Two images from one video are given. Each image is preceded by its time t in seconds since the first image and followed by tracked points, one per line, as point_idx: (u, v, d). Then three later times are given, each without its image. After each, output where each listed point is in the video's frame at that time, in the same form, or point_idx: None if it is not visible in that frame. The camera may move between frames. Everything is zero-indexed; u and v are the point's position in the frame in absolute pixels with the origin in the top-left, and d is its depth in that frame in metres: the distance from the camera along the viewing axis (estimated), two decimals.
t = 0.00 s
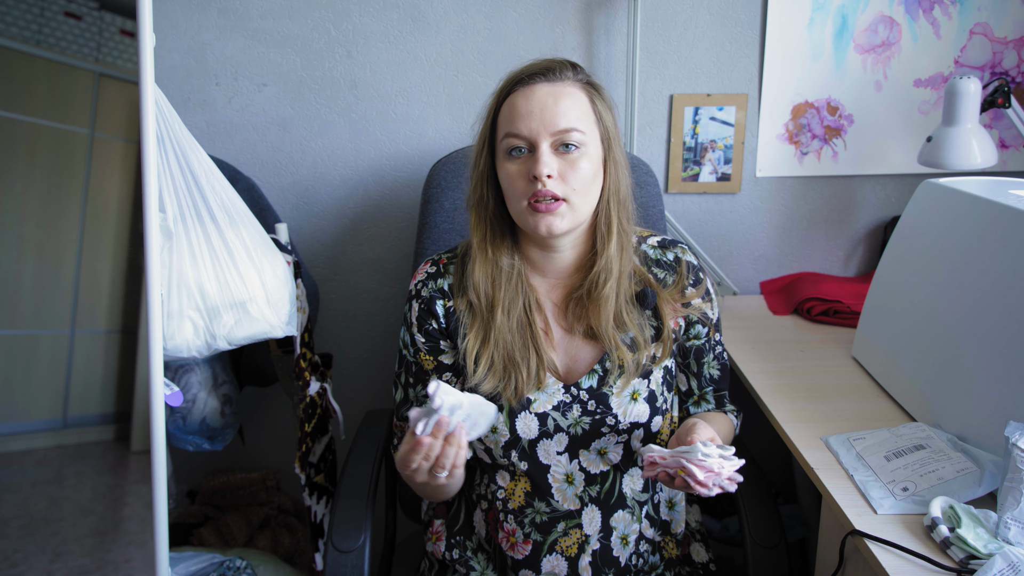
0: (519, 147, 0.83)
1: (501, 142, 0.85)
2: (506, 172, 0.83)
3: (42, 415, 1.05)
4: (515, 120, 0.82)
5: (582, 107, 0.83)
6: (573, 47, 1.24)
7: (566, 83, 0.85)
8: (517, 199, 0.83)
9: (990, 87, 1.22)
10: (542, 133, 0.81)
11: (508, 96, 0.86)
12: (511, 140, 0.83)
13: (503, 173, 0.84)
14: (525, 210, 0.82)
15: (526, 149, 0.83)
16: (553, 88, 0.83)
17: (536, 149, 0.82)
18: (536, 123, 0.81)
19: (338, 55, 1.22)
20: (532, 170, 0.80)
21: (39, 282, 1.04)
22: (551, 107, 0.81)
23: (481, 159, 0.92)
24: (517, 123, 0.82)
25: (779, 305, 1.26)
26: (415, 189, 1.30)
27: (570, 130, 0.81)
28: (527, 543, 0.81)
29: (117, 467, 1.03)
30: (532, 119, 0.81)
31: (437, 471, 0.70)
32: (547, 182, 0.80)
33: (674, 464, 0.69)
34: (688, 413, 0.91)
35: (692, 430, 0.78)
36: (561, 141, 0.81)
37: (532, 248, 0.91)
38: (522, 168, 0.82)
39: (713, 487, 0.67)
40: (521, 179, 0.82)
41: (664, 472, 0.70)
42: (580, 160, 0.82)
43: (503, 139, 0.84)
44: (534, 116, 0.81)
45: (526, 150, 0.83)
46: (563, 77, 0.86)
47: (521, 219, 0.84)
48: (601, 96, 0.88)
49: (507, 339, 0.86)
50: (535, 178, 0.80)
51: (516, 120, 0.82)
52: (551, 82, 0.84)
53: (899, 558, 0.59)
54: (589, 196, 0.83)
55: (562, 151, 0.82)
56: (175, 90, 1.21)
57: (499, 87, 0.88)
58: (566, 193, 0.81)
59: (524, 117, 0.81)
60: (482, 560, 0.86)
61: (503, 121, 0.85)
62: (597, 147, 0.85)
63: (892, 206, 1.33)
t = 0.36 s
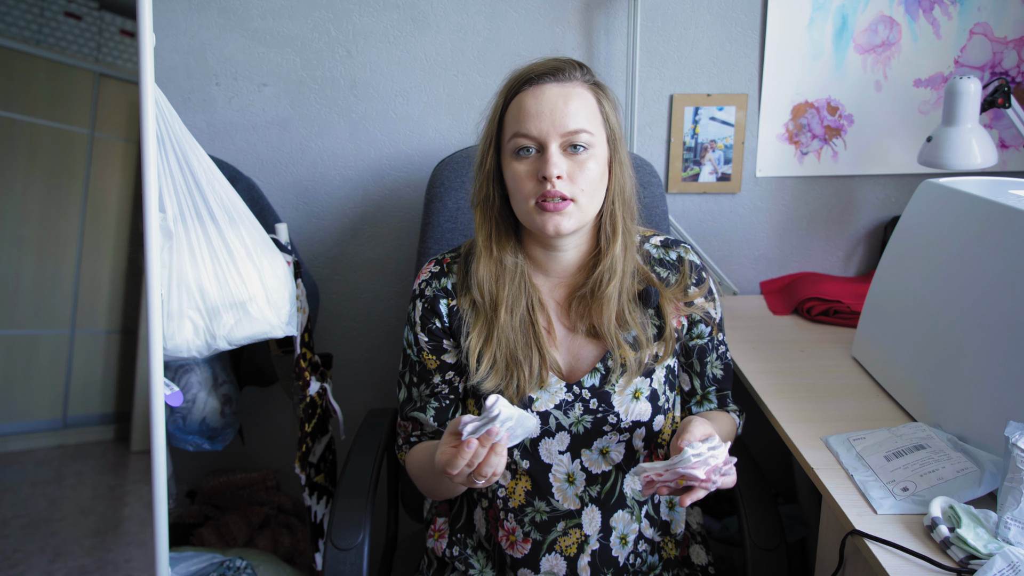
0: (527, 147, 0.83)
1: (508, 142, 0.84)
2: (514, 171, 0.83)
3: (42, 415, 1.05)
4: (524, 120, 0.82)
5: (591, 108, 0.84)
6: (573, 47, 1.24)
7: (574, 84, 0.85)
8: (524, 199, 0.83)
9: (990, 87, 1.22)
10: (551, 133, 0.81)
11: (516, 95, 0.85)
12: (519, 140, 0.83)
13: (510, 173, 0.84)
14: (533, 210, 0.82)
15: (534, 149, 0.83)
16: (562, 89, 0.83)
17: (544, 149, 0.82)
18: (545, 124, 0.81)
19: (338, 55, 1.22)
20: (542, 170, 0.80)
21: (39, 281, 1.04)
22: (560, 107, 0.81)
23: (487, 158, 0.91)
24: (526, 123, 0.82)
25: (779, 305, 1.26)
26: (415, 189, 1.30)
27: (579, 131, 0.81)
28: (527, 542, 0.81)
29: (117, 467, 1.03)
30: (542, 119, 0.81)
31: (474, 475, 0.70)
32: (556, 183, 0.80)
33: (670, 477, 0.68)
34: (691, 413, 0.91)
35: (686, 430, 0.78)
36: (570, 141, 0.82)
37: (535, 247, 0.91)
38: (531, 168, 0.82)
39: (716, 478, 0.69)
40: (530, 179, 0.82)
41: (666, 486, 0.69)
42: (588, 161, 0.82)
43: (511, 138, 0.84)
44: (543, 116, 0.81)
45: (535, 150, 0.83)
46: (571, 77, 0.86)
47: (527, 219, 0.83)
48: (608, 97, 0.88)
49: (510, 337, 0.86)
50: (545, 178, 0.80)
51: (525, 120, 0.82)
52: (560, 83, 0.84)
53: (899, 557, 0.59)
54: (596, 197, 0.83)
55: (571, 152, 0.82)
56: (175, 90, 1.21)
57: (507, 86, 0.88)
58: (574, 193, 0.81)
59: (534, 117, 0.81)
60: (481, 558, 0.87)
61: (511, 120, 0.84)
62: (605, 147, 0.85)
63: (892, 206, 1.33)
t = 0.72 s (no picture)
0: (531, 147, 0.83)
1: (511, 141, 0.84)
2: (517, 171, 0.83)
3: (42, 415, 1.05)
4: (528, 120, 0.82)
5: (594, 108, 0.84)
6: (573, 47, 1.24)
7: (578, 84, 0.85)
8: (527, 198, 0.83)
9: (990, 87, 1.22)
10: (555, 133, 0.81)
11: (521, 94, 0.85)
12: (523, 140, 0.83)
13: (513, 172, 0.84)
14: (536, 210, 0.82)
15: (538, 149, 0.83)
16: (566, 89, 0.83)
17: (548, 149, 0.82)
18: (550, 124, 0.81)
19: (338, 55, 1.22)
20: (546, 171, 0.80)
21: (39, 281, 1.04)
22: (565, 107, 0.81)
23: (490, 157, 0.91)
24: (530, 122, 0.82)
25: (779, 305, 1.26)
26: (415, 189, 1.30)
27: (583, 131, 0.81)
28: (526, 542, 0.82)
29: (117, 467, 1.03)
30: (546, 119, 0.81)
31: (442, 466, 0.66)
32: (559, 183, 0.80)
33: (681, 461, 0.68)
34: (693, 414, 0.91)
35: (705, 427, 0.79)
36: (573, 141, 0.81)
37: (537, 246, 0.91)
38: (534, 168, 0.82)
39: (727, 481, 0.68)
40: (533, 179, 0.82)
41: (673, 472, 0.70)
42: (591, 162, 0.82)
43: (515, 137, 0.84)
44: (547, 116, 0.81)
45: (538, 150, 0.82)
46: (575, 77, 0.86)
47: (530, 219, 0.84)
48: (612, 97, 0.88)
49: (510, 337, 0.86)
50: (548, 179, 0.80)
51: (529, 120, 0.82)
52: (565, 82, 0.84)
53: (899, 557, 0.59)
54: (598, 197, 0.84)
55: (575, 152, 0.82)
56: (175, 90, 1.21)
57: (510, 85, 0.88)
58: (577, 193, 0.81)
59: (538, 117, 0.81)
60: (480, 557, 0.87)
61: (514, 119, 0.84)
62: (608, 148, 0.85)
63: (892, 206, 1.33)
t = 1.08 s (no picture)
0: (535, 144, 0.83)
1: (515, 137, 0.84)
2: (519, 167, 0.83)
3: (42, 415, 1.05)
4: (534, 117, 0.82)
5: (600, 109, 0.84)
6: (573, 47, 1.24)
7: (586, 84, 0.85)
8: (529, 195, 0.82)
9: (990, 87, 1.22)
10: (560, 131, 0.81)
11: (527, 91, 0.85)
12: (527, 136, 0.83)
13: (515, 168, 0.84)
14: (537, 207, 0.82)
15: (542, 146, 0.83)
16: (574, 88, 0.83)
17: (552, 147, 0.82)
18: (555, 122, 0.81)
19: (338, 55, 1.22)
20: (549, 168, 0.80)
21: (39, 281, 1.04)
22: (571, 107, 0.81)
23: (493, 152, 0.91)
24: (535, 119, 0.82)
25: (779, 305, 1.26)
26: (415, 189, 1.30)
27: (587, 131, 0.81)
28: (518, 541, 0.81)
29: (117, 467, 1.03)
30: (552, 117, 0.81)
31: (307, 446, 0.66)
32: (562, 182, 0.80)
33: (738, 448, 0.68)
34: (694, 415, 0.91)
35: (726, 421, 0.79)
36: (578, 140, 0.81)
37: (535, 244, 0.91)
38: (537, 165, 0.82)
39: (785, 451, 0.68)
40: (536, 176, 0.81)
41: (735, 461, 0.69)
42: (595, 162, 0.82)
43: (520, 134, 0.84)
44: (553, 115, 0.81)
45: (542, 147, 0.82)
46: (583, 77, 0.86)
47: (530, 216, 0.84)
48: (618, 99, 0.89)
49: (503, 333, 0.86)
50: (551, 176, 0.80)
51: (535, 116, 0.82)
52: (572, 82, 0.84)
53: (899, 557, 0.59)
54: (599, 198, 0.84)
55: (578, 151, 0.82)
56: (175, 90, 1.21)
57: (517, 81, 0.88)
58: (578, 193, 0.81)
59: (544, 114, 0.81)
60: (475, 556, 0.87)
61: (519, 116, 0.84)
62: (611, 149, 0.85)
63: (892, 206, 1.33)
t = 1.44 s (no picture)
0: (542, 143, 0.83)
1: (523, 134, 0.84)
2: (525, 164, 0.83)
3: (42, 415, 1.05)
4: (544, 115, 0.82)
5: (610, 114, 0.84)
6: (573, 47, 1.24)
7: (598, 88, 0.85)
8: (531, 193, 0.82)
9: (990, 87, 1.22)
10: (569, 133, 0.81)
11: (541, 89, 0.85)
12: (535, 134, 0.83)
13: (520, 164, 0.83)
14: (538, 206, 0.82)
15: (549, 145, 0.82)
16: (587, 91, 0.83)
17: (560, 147, 0.82)
18: (565, 122, 0.81)
19: (338, 55, 1.22)
20: (554, 169, 0.80)
21: (39, 281, 1.04)
22: (583, 109, 0.81)
23: (501, 146, 0.91)
24: (545, 118, 0.82)
25: (779, 305, 1.26)
26: (415, 189, 1.30)
27: (595, 135, 0.82)
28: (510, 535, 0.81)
29: (117, 467, 1.03)
30: (562, 117, 0.81)
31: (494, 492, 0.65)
32: (566, 183, 0.80)
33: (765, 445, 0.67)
34: (688, 415, 0.91)
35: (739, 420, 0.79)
36: (586, 143, 0.82)
37: (531, 239, 0.91)
38: (543, 164, 0.82)
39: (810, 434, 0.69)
40: (541, 175, 0.81)
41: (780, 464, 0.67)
42: (600, 166, 0.82)
43: (528, 131, 0.83)
44: (565, 115, 0.81)
45: (550, 146, 0.82)
46: (596, 80, 0.86)
47: (530, 214, 0.84)
48: (626, 104, 0.89)
49: (496, 326, 0.86)
50: (556, 177, 0.80)
51: (546, 115, 0.82)
52: (586, 84, 0.85)
53: (899, 557, 0.59)
54: (599, 201, 0.84)
55: (585, 154, 0.82)
56: (175, 90, 1.21)
57: (531, 77, 0.87)
58: (581, 195, 0.81)
59: (555, 114, 0.81)
60: (469, 553, 0.87)
61: (529, 113, 0.84)
62: (616, 154, 0.85)
63: (892, 206, 1.33)
